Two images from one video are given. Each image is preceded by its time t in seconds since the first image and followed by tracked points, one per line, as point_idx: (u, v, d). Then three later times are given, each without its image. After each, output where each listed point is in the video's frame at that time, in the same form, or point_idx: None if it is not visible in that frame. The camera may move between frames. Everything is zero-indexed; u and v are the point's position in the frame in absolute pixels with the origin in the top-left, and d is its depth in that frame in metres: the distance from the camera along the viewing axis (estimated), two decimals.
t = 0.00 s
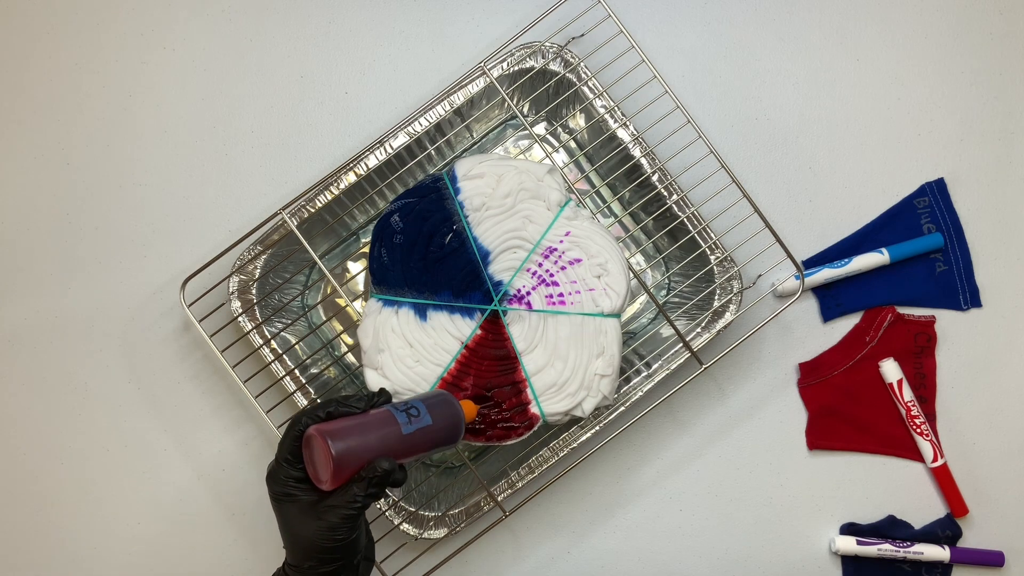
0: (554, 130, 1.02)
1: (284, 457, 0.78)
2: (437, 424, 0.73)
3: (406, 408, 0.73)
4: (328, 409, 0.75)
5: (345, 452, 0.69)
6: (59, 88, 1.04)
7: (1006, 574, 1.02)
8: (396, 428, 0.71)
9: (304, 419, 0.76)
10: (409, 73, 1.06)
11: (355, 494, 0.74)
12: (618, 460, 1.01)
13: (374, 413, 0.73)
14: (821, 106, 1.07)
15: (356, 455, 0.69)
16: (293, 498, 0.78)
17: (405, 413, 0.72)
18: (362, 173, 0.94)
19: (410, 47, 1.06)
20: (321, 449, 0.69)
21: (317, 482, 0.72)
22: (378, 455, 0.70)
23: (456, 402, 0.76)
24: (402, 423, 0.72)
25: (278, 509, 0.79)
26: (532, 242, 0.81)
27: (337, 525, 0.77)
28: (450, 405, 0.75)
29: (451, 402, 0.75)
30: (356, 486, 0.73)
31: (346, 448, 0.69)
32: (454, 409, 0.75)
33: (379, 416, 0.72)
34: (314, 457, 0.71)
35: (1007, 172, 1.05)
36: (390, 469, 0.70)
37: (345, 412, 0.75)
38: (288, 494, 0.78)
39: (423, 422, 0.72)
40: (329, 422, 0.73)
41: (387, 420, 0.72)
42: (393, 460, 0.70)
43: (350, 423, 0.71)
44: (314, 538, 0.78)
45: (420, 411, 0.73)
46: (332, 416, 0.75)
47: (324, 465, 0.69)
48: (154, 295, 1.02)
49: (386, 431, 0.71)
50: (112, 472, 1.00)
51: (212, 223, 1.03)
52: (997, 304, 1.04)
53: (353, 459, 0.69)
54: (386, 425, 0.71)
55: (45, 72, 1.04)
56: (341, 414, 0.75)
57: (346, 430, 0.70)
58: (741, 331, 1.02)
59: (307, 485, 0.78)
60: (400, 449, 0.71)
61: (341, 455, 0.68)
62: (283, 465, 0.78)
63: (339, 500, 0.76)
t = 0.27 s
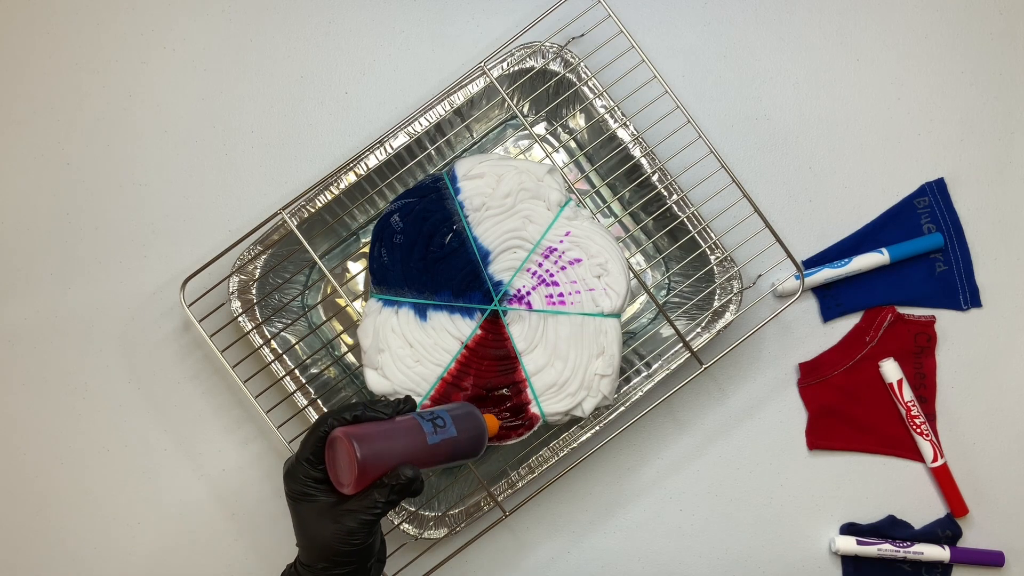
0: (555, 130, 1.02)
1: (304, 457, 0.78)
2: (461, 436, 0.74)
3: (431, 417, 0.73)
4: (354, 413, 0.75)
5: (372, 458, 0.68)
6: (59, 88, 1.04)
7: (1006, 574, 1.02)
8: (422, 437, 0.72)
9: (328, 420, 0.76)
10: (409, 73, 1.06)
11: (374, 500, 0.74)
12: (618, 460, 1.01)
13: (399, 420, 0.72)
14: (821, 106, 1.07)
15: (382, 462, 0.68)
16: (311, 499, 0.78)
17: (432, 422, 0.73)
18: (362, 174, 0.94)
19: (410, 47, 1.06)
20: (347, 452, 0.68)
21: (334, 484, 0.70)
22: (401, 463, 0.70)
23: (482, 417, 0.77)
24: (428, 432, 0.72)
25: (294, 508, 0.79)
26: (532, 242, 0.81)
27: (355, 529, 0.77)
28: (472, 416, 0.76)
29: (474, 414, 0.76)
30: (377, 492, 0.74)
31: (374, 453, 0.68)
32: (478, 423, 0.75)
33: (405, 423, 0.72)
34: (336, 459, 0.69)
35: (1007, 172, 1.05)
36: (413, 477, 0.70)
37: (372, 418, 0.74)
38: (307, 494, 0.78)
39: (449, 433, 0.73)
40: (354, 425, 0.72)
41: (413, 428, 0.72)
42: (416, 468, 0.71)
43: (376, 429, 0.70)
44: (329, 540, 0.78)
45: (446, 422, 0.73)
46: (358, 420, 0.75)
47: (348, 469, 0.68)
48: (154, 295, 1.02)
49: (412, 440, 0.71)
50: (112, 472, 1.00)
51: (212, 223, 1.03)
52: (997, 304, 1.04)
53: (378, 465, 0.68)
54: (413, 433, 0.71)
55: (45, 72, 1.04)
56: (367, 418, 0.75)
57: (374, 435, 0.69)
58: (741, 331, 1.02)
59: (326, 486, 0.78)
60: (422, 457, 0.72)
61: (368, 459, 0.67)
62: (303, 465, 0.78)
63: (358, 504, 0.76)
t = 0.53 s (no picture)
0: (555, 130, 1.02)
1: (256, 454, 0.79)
2: (413, 426, 0.74)
3: (382, 407, 0.75)
4: (302, 406, 0.77)
5: (319, 447, 0.70)
6: (60, 88, 1.04)
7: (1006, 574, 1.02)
8: (371, 426, 0.73)
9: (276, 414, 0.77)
10: (409, 73, 1.06)
11: (325, 491, 0.75)
12: (618, 460, 1.01)
13: (350, 411, 0.74)
14: (821, 106, 1.07)
15: (329, 451, 0.70)
16: (265, 495, 0.79)
17: (382, 412, 0.74)
18: (362, 173, 0.94)
19: (410, 47, 1.06)
20: (294, 444, 0.70)
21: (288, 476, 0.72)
22: (349, 453, 0.72)
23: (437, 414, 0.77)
24: (378, 421, 0.73)
25: (250, 506, 0.80)
26: (532, 242, 0.81)
27: (309, 521, 0.78)
28: (426, 407, 0.76)
29: (427, 405, 0.76)
30: (328, 482, 0.75)
31: (320, 443, 0.70)
32: (431, 414, 0.76)
33: (357, 414, 0.74)
34: (286, 450, 0.71)
35: (1007, 172, 1.05)
36: (362, 464, 0.72)
37: (321, 409, 0.77)
38: (260, 491, 0.79)
39: (400, 422, 0.74)
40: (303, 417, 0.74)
41: (363, 418, 0.73)
42: (366, 456, 0.72)
43: (324, 420, 0.72)
44: (285, 534, 0.78)
45: (397, 411, 0.74)
46: (308, 412, 0.77)
47: (296, 461, 0.70)
48: (154, 295, 1.02)
49: (362, 430, 0.72)
50: (111, 472, 1.00)
51: (213, 223, 1.03)
52: (997, 304, 1.04)
53: (326, 455, 0.70)
54: (361, 423, 0.73)
55: (45, 72, 1.04)
56: (316, 410, 0.77)
57: (320, 427, 0.71)
58: (741, 332, 1.02)
59: (278, 481, 0.79)
60: (373, 447, 0.73)
61: (315, 450, 0.69)
62: (255, 461, 0.79)
63: (311, 496, 0.77)
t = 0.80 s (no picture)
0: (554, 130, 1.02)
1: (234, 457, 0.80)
2: (391, 424, 0.74)
3: (360, 406, 0.74)
4: (278, 407, 0.77)
5: (295, 449, 0.70)
6: (60, 88, 1.04)
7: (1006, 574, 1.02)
8: (348, 426, 0.73)
9: (252, 417, 0.78)
10: (409, 73, 1.06)
11: (304, 491, 0.75)
12: (618, 460, 1.01)
13: (326, 410, 0.74)
14: (821, 106, 1.07)
15: (306, 452, 0.71)
16: (245, 497, 0.80)
17: (359, 411, 0.74)
18: (362, 173, 0.94)
19: (410, 47, 1.06)
20: (270, 445, 0.70)
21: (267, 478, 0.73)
22: (327, 452, 0.72)
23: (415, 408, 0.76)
24: (355, 420, 0.73)
25: (230, 509, 0.80)
26: (532, 242, 0.81)
27: (289, 522, 0.78)
28: (404, 404, 0.75)
29: (406, 402, 0.76)
30: (306, 482, 0.75)
31: (296, 444, 0.70)
32: (409, 410, 0.75)
33: (334, 413, 0.74)
34: (265, 452, 0.72)
35: (1007, 172, 1.05)
36: (339, 463, 0.72)
37: (298, 410, 0.77)
38: (239, 493, 0.80)
39: (377, 421, 0.73)
40: (281, 419, 0.75)
41: (340, 417, 0.73)
42: (343, 455, 0.72)
43: (301, 421, 0.72)
44: (265, 535, 0.79)
45: (374, 409, 0.74)
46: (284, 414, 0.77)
47: (273, 461, 0.70)
48: (154, 295, 1.02)
49: (338, 429, 0.72)
50: (111, 473, 1.00)
51: (212, 223, 1.03)
52: (997, 304, 1.04)
53: (303, 456, 0.71)
54: (338, 423, 0.73)
55: (44, 72, 1.04)
56: (291, 412, 0.77)
57: (296, 427, 0.71)
58: (741, 332, 1.02)
59: (257, 483, 0.80)
60: (351, 446, 0.73)
61: (291, 451, 0.70)
62: (232, 464, 0.80)
63: (290, 497, 0.77)
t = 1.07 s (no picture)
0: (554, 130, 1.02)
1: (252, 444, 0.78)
2: (409, 415, 0.73)
3: (379, 396, 0.73)
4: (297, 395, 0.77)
5: (316, 437, 0.68)
6: (59, 88, 1.04)
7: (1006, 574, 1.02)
8: (368, 415, 0.71)
9: (272, 405, 0.77)
10: (409, 73, 1.06)
11: (322, 479, 0.75)
12: (618, 460, 1.01)
13: (346, 399, 0.72)
14: (821, 106, 1.07)
15: (326, 440, 0.68)
16: (261, 483, 0.78)
17: (377, 401, 0.72)
18: (362, 173, 0.94)
19: (410, 47, 1.06)
20: (289, 431, 0.68)
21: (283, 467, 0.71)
22: (346, 440, 0.70)
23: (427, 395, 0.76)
24: (374, 410, 0.72)
25: (245, 496, 0.79)
26: (532, 242, 0.81)
27: (305, 510, 0.77)
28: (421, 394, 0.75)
29: (423, 393, 0.75)
30: (324, 470, 0.74)
31: (316, 432, 0.68)
32: (426, 401, 0.75)
33: (351, 402, 0.72)
34: (282, 440, 0.69)
35: (1007, 172, 1.05)
36: (358, 452, 0.70)
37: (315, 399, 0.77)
38: (255, 480, 0.79)
39: (395, 411, 0.72)
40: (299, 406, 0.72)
41: (359, 406, 0.71)
42: (362, 444, 0.70)
43: (322, 408, 0.70)
44: (280, 523, 0.78)
45: (393, 399, 0.73)
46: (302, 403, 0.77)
47: (293, 448, 0.68)
48: (154, 294, 1.02)
49: (358, 418, 0.70)
50: (111, 473, 1.00)
51: (212, 223, 1.03)
52: (997, 304, 1.04)
53: (323, 444, 0.68)
54: (358, 411, 0.71)
55: (44, 73, 1.04)
56: (311, 399, 0.77)
57: (316, 414, 0.69)
58: (741, 332, 1.02)
59: (274, 470, 0.79)
60: (370, 435, 0.71)
61: (311, 439, 0.67)
62: (249, 450, 0.79)
63: (308, 485, 0.76)
